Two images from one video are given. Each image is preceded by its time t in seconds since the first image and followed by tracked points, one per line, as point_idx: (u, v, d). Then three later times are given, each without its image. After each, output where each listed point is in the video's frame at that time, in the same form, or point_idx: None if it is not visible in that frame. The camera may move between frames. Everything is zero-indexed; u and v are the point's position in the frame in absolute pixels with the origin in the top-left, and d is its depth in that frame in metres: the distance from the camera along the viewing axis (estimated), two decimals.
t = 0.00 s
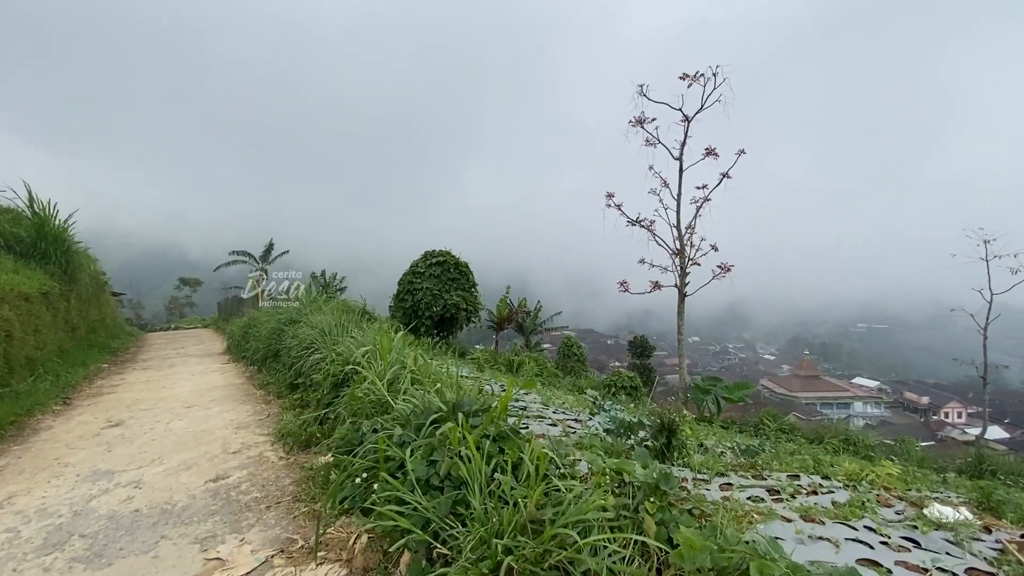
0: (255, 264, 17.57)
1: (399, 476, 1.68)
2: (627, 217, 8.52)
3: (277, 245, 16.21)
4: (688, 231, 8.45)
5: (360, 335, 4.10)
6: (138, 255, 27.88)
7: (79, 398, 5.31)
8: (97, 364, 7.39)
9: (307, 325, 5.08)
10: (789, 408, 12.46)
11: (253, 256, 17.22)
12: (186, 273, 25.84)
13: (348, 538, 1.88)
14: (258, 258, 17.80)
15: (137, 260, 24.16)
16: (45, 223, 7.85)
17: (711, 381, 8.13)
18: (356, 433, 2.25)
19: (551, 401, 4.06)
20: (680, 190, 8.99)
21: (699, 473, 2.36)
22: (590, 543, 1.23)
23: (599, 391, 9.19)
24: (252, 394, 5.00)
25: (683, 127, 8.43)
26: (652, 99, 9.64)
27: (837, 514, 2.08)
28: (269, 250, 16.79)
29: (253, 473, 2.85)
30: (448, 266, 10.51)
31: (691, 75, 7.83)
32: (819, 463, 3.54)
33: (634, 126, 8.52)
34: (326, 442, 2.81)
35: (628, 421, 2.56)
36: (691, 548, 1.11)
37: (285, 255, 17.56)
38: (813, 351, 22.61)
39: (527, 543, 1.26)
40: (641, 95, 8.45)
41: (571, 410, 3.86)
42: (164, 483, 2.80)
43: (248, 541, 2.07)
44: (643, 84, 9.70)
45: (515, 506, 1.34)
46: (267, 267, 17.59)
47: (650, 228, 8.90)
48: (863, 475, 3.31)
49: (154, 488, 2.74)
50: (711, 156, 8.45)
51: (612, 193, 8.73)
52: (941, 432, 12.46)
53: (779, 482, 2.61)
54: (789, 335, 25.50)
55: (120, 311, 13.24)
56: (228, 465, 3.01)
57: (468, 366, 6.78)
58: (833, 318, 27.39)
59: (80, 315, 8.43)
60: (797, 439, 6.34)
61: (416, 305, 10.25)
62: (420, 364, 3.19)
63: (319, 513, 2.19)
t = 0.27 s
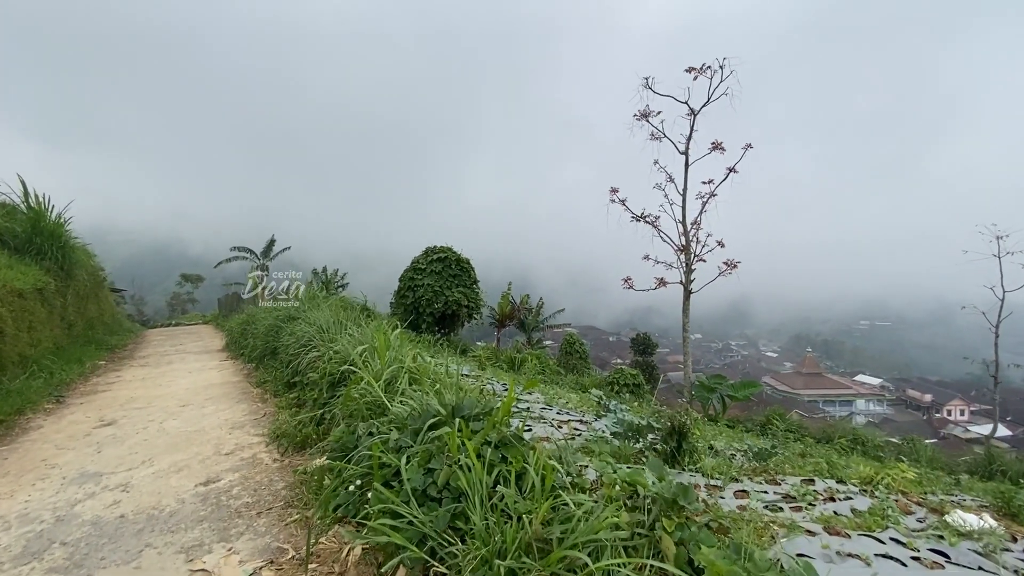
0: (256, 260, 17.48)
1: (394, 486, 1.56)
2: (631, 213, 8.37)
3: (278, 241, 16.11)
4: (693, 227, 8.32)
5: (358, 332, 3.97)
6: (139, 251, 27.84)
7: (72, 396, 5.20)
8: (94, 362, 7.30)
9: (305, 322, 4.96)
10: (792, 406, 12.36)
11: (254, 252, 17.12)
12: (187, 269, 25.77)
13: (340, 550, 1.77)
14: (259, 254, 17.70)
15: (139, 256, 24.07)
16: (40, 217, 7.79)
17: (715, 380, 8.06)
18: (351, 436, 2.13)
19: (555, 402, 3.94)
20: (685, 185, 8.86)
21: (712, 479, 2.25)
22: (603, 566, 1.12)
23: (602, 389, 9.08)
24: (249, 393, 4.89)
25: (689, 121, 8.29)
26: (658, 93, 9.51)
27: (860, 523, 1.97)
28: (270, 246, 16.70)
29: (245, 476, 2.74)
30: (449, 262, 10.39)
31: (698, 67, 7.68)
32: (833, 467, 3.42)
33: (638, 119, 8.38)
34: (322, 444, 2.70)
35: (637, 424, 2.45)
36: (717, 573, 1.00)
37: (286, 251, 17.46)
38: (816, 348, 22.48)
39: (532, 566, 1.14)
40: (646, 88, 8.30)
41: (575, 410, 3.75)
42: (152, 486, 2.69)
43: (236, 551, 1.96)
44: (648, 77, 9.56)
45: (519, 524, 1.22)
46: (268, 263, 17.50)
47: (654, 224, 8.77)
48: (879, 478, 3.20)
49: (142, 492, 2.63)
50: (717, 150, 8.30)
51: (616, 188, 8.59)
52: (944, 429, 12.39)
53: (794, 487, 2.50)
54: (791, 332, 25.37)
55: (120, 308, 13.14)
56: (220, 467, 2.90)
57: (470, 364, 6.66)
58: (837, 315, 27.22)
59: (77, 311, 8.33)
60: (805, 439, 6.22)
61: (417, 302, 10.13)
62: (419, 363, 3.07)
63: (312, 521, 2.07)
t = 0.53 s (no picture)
0: (258, 257, 17.40)
1: (392, 504, 1.45)
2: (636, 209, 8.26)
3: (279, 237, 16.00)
4: (700, 224, 8.18)
5: (360, 332, 3.86)
6: (142, 248, 27.82)
7: (68, 396, 5.11)
8: (92, 360, 7.21)
9: (304, 321, 4.86)
10: (794, 403, 12.29)
11: (256, 249, 17.03)
12: (190, 266, 25.72)
13: (335, 569, 1.65)
14: (261, 251, 17.60)
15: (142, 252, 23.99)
16: (38, 213, 7.71)
17: (721, 379, 7.96)
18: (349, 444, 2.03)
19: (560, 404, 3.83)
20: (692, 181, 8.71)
21: (728, 489, 2.15)
22: None
23: (606, 388, 8.96)
24: (248, 393, 4.79)
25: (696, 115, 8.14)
26: (664, 88, 9.35)
27: (890, 540, 1.86)
28: (272, 242, 16.62)
29: (240, 483, 2.63)
30: (451, 260, 10.28)
31: (707, 61, 7.53)
32: (849, 473, 3.31)
33: (645, 114, 8.23)
34: (320, 450, 2.58)
35: (649, 431, 2.34)
36: None
37: (288, 248, 17.35)
38: (819, 345, 22.35)
39: None
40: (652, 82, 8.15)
41: (582, 414, 3.63)
42: (144, 494, 2.59)
43: (227, 567, 1.85)
44: (654, 72, 9.41)
45: (532, 554, 1.11)
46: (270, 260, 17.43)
47: (660, 221, 8.64)
48: (897, 485, 3.09)
49: (133, 500, 2.53)
50: (725, 146, 8.16)
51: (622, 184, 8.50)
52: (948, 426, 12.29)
53: (813, 497, 2.39)
54: (795, 329, 25.22)
55: (121, 304, 13.06)
56: (214, 473, 2.79)
57: (473, 364, 6.56)
58: (841, 312, 27.00)
59: (76, 309, 8.24)
60: (814, 443, 6.09)
61: (419, 299, 10.03)
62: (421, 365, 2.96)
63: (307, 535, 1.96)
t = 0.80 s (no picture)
0: (260, 254, 17.36)
1: (392, 519, 1.39)
2: (640, 207, 8.19)
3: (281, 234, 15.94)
4: (705, 221, 8.10)
5: (361, 332, 3.78)
6: (145, 245, 27.82)
7: (68, 395, 5.07)
8: (93, 358, 7.18)
9: (305, 320, 4.79)
10: (798, 400, 12.23)
11: (258, 246, 17.00)
12: (192, 262, 25.71)
13: None
14: (263, 248, 17.54)
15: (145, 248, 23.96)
16: (39, 210, 7.67)
17: (726, 378, 7.89)
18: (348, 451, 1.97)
19: (565, 406, 3.76)
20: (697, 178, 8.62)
21: (739, 497, 2.09)
22: None
23: (609, 387, 8.90)
24: (248, 393, 4.73)
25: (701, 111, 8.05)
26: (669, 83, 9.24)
27: (910, 556, 1.79)
28: (274, 239, 16.59)
29: (238, 488, 2.58)
30: (453, 257, 10.21)
31: (713, 56, 7.42)
32: (860, 478, 3.25)
33: (649, 110, 8.15)
34: (319, 455, 2.52)
35: (657, 437, 2.28)
36: None
37: (290, 244, 17.28)
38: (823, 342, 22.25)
39: None
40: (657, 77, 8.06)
41: (587, 416, 3.56)
42: (141, 499, 2.53)
43: None
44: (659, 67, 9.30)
45: None
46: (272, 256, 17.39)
47: (665, 218, 8.55)
48: (910, 491, 3.02)
49: (129, 505, 2.47)
50: (730, 142, 8.06)
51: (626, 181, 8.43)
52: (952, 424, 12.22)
53: (826, 506, 2.33)
54: (798, 326, 25.11)
55: (123, 301, 13.01)
56: (212, 477, 2.73)
57: (475, 363, 6.50)
58: (844, 309, 26.87)
59: (77, 307, 8.20)
60: (820, 444, 6.02)
61: (421, 297, 9.97)
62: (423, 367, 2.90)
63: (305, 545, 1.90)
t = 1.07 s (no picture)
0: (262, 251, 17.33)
1: (390, 530, 1.34)
2: (642, 203, 8.14)
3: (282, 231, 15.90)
4: (708, 218, 8.05)
5: (360, 331, 3.74)
6: (146, 243, 27.81)
7: (67, 395, 5.04)
8: (93, 357, 7.15)
9: (304, 319, 4.75)
10: (799, 397, 12.19)
11: (259, 244, 16.97)
12: (194, 260, 25.70)
13: None
14: (264, 245, 17.51)
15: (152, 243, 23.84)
16: (38, 209, 7.65)
17: (729, 376, 7.84)
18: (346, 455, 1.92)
19: (567, 407, 3.71)
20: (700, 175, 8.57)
21: (747, 502, 2.04)
22: None
23: (611, 385, 8.85)
24: (248, 393, 4.70)
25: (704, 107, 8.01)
26: (672, 79, 9.18)
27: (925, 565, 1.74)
28: (275, 236, 16.56)
29: (237, 492, 2.54)
30: (454, 254, 10.17)
31: (716, 51, 7.37)
32: (867, 479, 3.20)
33: (651, 106, 8.10)
34: (318, 457, 2.48)
35: (663, 440, 2.23)
36: None
37: (291, 242, 17.25)
38: (825, 339, 22.19)
39: None
40: (660, 73, 8.02)
41: (590, 417, 3.51)
42: (137, 501, 2.50)
43: None
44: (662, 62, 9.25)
45: None
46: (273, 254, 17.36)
47: (667, 215, 8.49)
48: (919, 492, 2.97)
49: (125, 508, 2.44)
50: (734, 138, 8.00)
51: (628, 178, 8.39)
52: (954, 421, 12.17)
53: (834, 510, 2.28)
54: (800, 322, 25.06)
55: (124, 299, 12.99)
56: (210, 480, 2.70)
57: (476, 362, 6.45)
58: (845, 306, 26.80)
59: (77, 305, 8.18)
60: (823, 443, 5.97)
61: (422, 295, 9.93)
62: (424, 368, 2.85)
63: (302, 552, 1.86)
